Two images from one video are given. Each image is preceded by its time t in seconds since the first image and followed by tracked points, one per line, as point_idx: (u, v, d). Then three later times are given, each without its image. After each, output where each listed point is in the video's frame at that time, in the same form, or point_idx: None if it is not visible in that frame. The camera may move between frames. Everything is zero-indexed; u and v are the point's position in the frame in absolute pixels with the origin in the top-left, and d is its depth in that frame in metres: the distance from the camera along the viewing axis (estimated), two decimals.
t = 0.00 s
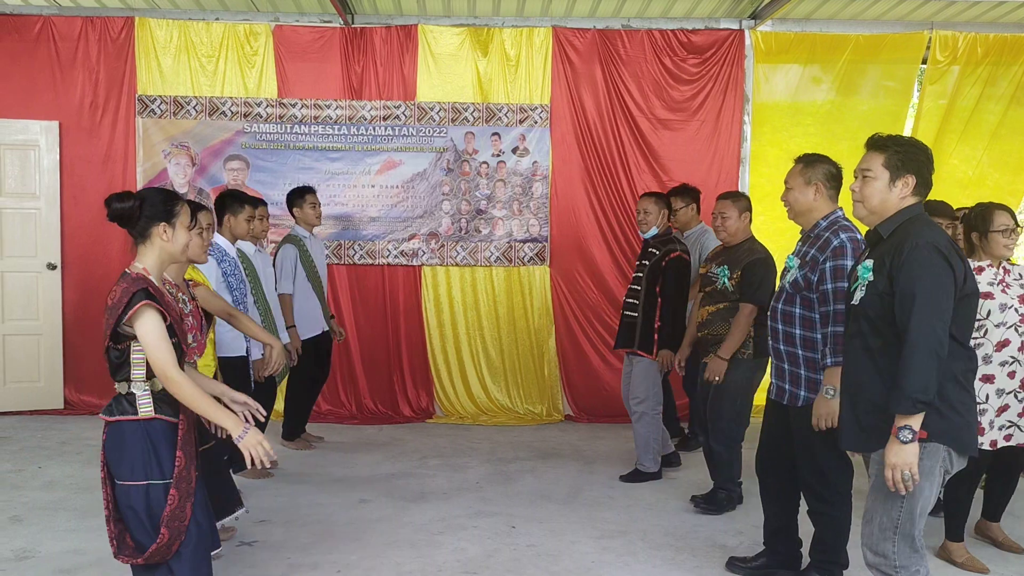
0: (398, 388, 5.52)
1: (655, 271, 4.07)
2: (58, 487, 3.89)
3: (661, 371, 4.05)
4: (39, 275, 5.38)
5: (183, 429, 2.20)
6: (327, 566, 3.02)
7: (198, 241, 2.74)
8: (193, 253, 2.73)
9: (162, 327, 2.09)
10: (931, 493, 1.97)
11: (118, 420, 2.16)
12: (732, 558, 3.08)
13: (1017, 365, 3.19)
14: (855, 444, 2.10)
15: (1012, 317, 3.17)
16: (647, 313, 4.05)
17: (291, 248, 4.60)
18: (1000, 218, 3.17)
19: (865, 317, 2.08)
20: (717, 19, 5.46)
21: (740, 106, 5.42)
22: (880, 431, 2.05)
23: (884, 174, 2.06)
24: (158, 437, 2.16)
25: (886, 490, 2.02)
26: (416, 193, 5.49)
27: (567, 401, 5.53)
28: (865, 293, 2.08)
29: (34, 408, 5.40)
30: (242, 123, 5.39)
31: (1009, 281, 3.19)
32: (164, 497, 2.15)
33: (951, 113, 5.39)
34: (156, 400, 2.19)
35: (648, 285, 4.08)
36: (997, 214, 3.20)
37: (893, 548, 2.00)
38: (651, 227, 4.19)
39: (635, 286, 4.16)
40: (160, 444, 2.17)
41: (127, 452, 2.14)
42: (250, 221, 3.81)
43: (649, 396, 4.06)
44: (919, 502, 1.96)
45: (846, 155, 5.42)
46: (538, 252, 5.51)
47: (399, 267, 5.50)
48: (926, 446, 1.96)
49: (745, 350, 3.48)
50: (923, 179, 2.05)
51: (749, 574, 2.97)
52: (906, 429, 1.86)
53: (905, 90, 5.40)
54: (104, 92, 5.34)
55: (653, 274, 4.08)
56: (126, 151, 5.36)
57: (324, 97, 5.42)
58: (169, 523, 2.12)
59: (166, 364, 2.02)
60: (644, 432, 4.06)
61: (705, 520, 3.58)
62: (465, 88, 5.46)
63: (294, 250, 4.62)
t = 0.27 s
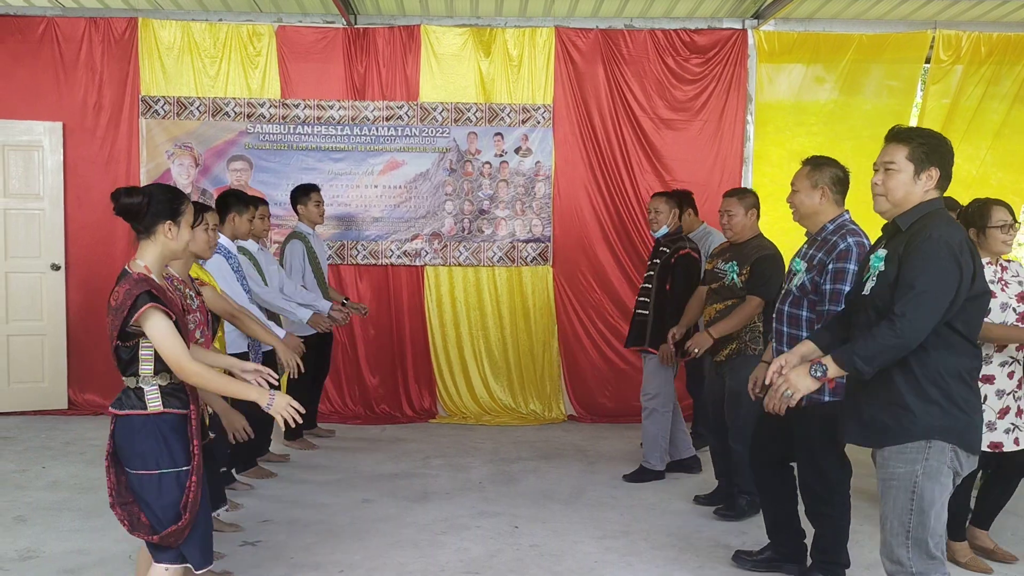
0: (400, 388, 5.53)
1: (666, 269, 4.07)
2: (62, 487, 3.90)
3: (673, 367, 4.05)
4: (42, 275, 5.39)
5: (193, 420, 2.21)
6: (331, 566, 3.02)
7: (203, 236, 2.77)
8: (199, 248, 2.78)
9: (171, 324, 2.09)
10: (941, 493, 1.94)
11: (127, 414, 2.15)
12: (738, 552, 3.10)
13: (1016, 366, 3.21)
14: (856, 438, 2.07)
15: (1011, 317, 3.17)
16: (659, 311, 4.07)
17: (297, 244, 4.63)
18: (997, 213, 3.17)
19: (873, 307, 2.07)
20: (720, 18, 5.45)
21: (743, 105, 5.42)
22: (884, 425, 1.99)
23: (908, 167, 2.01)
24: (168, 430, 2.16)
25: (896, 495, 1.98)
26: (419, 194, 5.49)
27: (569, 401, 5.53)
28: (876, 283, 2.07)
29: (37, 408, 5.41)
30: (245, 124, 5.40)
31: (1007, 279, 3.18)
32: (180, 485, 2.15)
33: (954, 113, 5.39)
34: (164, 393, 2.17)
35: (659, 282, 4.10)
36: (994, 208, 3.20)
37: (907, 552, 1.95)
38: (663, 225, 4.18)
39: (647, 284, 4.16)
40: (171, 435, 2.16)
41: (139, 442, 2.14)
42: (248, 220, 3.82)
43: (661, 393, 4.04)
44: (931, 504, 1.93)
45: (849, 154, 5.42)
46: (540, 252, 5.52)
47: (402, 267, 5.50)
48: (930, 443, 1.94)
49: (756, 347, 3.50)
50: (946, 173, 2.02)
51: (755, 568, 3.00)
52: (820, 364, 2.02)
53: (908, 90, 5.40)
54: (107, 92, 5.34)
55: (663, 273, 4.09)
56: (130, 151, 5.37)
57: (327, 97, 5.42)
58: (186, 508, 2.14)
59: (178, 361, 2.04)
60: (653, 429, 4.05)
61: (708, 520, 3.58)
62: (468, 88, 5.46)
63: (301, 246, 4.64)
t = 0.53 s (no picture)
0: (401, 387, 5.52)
1: (676, 268, 4.12)
2: (63, 487, 3.90)
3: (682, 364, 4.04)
4: (43, 275, 5.39)
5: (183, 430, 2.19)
6: (331, 565, 3.01)
7: (209, 240, 2.77)
8: (204, 252, 2.76)
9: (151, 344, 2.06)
10: (955, 506, 1.88)
11: (116, 424, 2.12)
12: (756, 556, 3.09)
13: None
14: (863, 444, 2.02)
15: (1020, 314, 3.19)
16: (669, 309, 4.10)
17: (305, 244, 4.62)
18: (1001, 210, 3.16)
19: (879, 309, 2.01)
20: (721, 17, 5.44)
21: (744, 104, 5.41)
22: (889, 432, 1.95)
23: (923, 162, 1.94)
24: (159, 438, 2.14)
25: (909, 511, 1.91)
26: (420, 193, 5.48)
27: (570, 399, 5.53)
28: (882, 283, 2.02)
29: (38, 408, 5.41)
30: (245, 123, 5.39)
31: (1012, 276, 3.22)
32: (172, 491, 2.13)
33: (956, 111, 5.37)
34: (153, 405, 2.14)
35: (670, 283, 4.13)
36: (997, 205, 3.18)
37: (923, 568, 1.89)
38: (671, 224, 4.24)
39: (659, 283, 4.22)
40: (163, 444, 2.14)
41: (130, 447, 2.11)
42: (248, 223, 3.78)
43: (670, 389, 4.03)
44: (944, 517, 1.87)
45: (850, 153, 5.41)
46: (541, 251, 5.51)
47: (403, 267, 5.50)
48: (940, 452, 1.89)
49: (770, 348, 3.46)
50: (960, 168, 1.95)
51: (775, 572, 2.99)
52: (831, 387, 1.88)
53: (909, 88, 5.39)
54: (108, 92, 5.34)
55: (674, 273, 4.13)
56: (130, 151, 5.37)
57: (328, 96, 5.42)
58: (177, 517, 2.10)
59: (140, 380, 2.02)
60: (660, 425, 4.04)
61: (709, 520, 3.57)
62: (469, 88, 5.45)
63: (309, 247, 4.63)
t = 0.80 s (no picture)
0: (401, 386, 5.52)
1: (678, 264, 4.13)
2: (62, 486, 3.90)
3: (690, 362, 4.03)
4: (42, 274, 5.39)
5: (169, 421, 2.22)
6: (330, 564, 3.02)
7: (210, 239, 2.78)
8: (207, 250, 2.78)
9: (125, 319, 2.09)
10: (956, 522, 1.85)
11: (107, 407, 2.18)
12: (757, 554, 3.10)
13: None
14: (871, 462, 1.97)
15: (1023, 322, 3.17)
16: (672, 304, 4.13)
17: (314, 243, 4.61)
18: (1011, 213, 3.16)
19: (888, 325, 1.96)
20: (719, 16, 5.44)
21: (742, 103, 5.41)
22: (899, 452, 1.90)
23: (920, 169, 1.91)
24: (143, 428, 2.19)
25: (908, 519, 1.89)
26: (419, 192, 5.49)
27: (570, 399, 5.53)
28: (889, 301, 1.96)
29: (37, 408, 5.41)
30: (244, 122, 5.39)
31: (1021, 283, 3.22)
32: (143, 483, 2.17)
33: (954, 110, 5.38)
34: (143, 391, 2.19)
35: (674, 277, 4.15)
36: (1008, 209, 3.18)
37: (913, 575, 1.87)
38: (673, 221, 4.28)
39: (663, 280, 4.25)
40: (145, 435, 2.19)
41: (112, 435, 2.17)
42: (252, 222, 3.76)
43: (678, 387, 4.03)
44: (943, 531, 1.84)
45: (849, 152, 5.42)
46: (540, 250, 5.51)
47: (402, 266, 5.50)
48: (944, 470, 1.85)
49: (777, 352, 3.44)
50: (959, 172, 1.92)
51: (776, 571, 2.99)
52: (967, 454, 1.67)
53: (908, 87, 5.39)
54: (107, 91, 5.34)
55: (676, 268, 4.14)
56: (129, 150, 5.37)
57: (326, 95, 5.42)
58: (148, 506, 2.17)
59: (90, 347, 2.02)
60: (670, 423, 4.06)
61: (709, 518, 3.57)
62: (467, 87, 5.46)
63: (317, 246, 4.63)
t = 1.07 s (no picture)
0: (399, 385, 5.52)
1: (679, 264, 4.11)
2: (60, 485, 3.90)
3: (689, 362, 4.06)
4: (40, 273, 5.38)
5: (162, 424, 2.21)
6: (329, 563, 3.01)
7: (204, 232, 2.75)
8: (199, 242, 2.76)
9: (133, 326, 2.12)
10: (969, 512, 1.86)
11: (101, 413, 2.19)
12: (755, 553, 3.09)
13: None
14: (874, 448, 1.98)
15: None
16: (675, 305, 4.07)
17: (314, 240, 4.60)
18: None
19: (892, 314, 1.94)
20: (718, 15, 5.43)
21: (741, 102, 5.40)
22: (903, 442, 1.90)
23: (923, 157, 1.90)
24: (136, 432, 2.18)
25: (920, 515, 1.89)
26: (417, 191, 5.48)
27: (569, 398, 5.52)
28: (893, 289, 1.95)
29: (36, 408, 5.40)
30: (242, 121, 5.39)
31: None
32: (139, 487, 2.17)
33: (953, 109, 5.38)
34: (133, 397, 2.18)
35: (675, 276, 4.13)
36: None
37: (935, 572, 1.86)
38: (673, 222, 4.27)
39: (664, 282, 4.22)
40: (140, 438, 2.19)
41: (107, 440, 2.17)
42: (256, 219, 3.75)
43: (676, 387, 4.04)
44: (959, 522, 1.84)
45: (847, 151, 5.42)
46: (539, 249, 5.51)
47: (400, 265, 5.49)
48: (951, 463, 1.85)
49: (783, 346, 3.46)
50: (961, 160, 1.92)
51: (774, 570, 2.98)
52: None
53: (907, 87, 5.39)
54: (105, 90, 5.34)
55: (677, 269, 4.12)
56: (127, 149, 5.36)
57: (325, 94, 5.41)
58: (142, 512, 2.16)
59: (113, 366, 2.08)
60: (669, 423, 4.07)
61: (708, 517, 3.57)
62: (466, 86, 5.45)
63: (319, 243, 4.62)
